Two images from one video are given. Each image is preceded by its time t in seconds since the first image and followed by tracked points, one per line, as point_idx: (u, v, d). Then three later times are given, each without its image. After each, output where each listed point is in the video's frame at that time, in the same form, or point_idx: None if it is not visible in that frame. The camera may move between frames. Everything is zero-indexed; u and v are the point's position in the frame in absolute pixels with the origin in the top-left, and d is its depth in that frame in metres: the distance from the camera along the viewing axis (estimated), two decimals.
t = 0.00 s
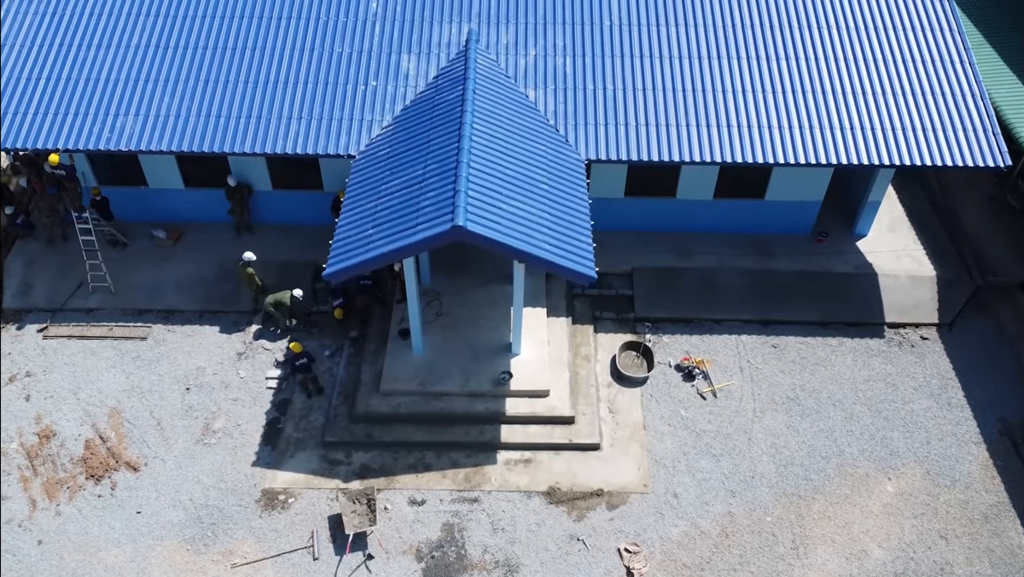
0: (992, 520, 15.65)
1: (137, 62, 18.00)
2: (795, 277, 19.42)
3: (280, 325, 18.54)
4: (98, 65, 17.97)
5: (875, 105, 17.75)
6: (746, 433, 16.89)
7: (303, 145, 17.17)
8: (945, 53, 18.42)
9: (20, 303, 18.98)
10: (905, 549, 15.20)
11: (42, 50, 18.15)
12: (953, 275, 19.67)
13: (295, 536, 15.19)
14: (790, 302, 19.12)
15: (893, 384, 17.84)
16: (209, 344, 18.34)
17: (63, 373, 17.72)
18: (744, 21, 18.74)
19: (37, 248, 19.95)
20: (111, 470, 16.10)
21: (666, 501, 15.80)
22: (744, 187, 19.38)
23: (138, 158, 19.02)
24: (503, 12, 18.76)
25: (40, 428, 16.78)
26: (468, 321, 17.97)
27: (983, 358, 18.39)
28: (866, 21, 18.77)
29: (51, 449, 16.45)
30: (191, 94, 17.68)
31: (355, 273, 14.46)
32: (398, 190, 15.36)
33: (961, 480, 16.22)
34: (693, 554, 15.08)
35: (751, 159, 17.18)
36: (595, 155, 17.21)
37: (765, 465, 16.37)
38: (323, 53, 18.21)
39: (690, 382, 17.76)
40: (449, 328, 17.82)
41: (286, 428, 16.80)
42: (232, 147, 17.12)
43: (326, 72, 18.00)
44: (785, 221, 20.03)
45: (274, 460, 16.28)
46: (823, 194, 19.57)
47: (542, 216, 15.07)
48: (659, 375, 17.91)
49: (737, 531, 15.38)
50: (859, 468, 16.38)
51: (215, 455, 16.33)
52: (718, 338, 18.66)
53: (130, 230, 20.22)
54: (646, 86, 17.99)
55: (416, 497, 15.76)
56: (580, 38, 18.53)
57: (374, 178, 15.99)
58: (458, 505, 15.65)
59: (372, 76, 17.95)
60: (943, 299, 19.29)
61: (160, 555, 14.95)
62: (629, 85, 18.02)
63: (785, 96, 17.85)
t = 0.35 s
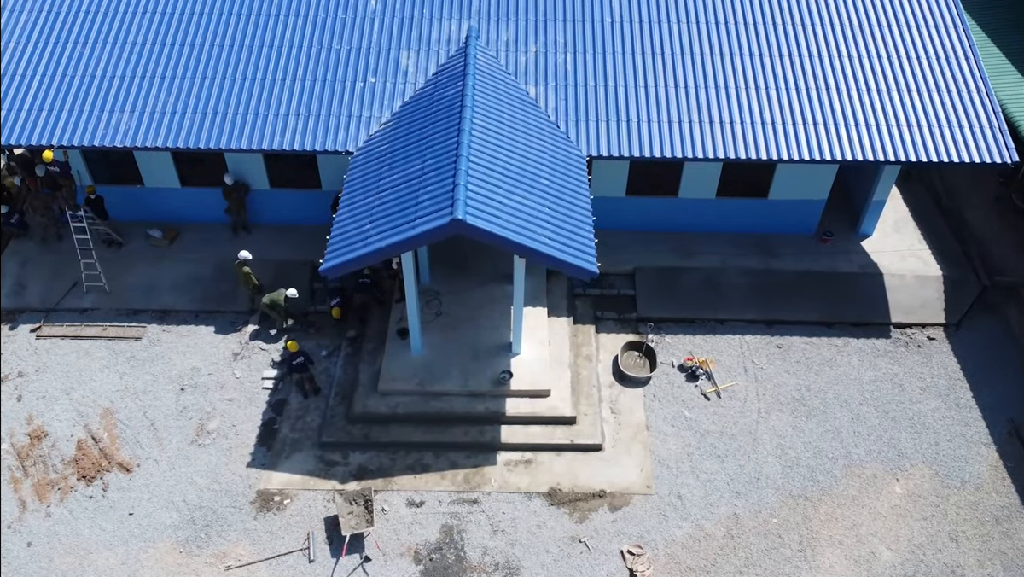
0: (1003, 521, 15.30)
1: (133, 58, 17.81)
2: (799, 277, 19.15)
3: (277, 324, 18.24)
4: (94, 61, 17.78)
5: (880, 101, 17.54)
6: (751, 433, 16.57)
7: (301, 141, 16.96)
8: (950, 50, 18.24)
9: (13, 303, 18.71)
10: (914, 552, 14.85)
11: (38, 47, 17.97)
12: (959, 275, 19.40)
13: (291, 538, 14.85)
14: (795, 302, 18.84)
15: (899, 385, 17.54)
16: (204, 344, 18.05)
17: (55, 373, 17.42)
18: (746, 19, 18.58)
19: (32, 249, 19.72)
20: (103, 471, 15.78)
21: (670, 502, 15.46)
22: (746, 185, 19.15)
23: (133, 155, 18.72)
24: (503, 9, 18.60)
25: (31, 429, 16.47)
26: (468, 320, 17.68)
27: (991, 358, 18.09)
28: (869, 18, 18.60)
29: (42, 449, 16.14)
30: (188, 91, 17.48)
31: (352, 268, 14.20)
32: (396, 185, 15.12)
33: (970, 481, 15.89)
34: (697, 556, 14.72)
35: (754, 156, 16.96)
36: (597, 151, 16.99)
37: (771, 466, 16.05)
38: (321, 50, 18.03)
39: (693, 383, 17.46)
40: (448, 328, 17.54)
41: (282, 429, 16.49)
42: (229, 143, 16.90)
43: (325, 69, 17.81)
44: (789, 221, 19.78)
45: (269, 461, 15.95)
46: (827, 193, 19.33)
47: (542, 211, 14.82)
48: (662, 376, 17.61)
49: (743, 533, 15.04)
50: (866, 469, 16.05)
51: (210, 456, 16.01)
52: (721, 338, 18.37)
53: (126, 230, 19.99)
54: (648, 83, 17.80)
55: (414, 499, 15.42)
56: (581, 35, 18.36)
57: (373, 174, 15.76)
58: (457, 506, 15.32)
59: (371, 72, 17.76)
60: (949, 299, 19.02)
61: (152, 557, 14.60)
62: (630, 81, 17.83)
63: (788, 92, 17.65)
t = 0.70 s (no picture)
0: (1015, 523, 14.93)
1: (129, 54, 17.62)
2: (804, 276, 18.86)
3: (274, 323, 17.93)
4: (89, 57, 17.58)
5: (885, 97, 17.32)
6: (757, 434, 16.23)
7: (298, 136, 16.72)
8: (955, 46, 18.04)
9: (5, 302, 18.42)
10: (925, 554, 14.47)
11: (33, 43, 17.78)
12: (966, 275, 19.09)
13: (285, 539, 14.47)
14: (799, 302, 18.54)
15: (907, 385, 17.21)
16: (199, 343, 17.74)
17: (47, 373, 17.10)
18: (748, 15, 18.40)
19: (25, 248, 19.47)
20: (94, 471, 15.43)
21: (674, 503, 15.09)
22: (750, 184, 18.91)
23: (128, 151, 18.49)
24: (503, 5, 18.41)
25: (21, 428, 16.12)
26: (467, 319, 17.38)
27: (1000, 358, 17.77)
28: (873, 15, 18.42)
29: (32, 449, 15.79)
30: (184, 86, 17.26)
31: (349, 261, 13.92)
32: (394, 178, 14.87)
33: (981, 482, 15.52)
34: (703, 558, 14.34)
35: (758, 151, 16.71)
36: (598, 147, 16.75)
37: (777, 467, 15.69)
38: (319, 46, 17.83)
39: (697, 382, 17.14)
40: (447, 327, 17.23)
41: (277, 429, 16.15)
42: (225, 138, 16.67)
43: (323, 65, 17.61)
44: (793, 220, 19.52)
45: (264, 461, 15.60)
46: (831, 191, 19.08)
47: (543, 204, 14.55)
48: (666, 376, 17.28)
49: (749, 535, 14.67)
50: (875, 470, 15.69)
51: (203, 456, 15.66)
52: (725, 338, 18.05)
53: (121, 229, 19.74)
54: (650, 78, 17.60)
55: (412, 500, 15.06)
56: (581, 31, 18.18)
57: (371, 168, 15.51)
58: (456, 507, 14.95)
59: (369, 68, 17.55)
60: (956, 298, 18.71)
61: (143, 559, 14.22)
62: (632, 77, 17.62)
63: (792, 88, 17.43)
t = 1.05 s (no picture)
0: None
1: (125, 50, 17.44)
2: (808, 275, 18.61)
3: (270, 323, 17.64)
4: (84, 53, 17.41)
5: (888, 93, 17.13)
6: (761, 434, 15.93)
7: (295, 132, 16.51)
8: (958, 42, 17.87)
9: None
10: (934, 555, 14.14)
11: (28, 39, 17.62)
12: (973, 274, 18.86)
13: (281, 540, 14.15)
14: (804, 301, 18.28)
15: (914, 384, 16.92)
16: (194, 342, 17.46)
17: (39, 372, 16.81)
18: (750, 12, 18.24)
19: (20, 248, 19.24)
20: (85, 471, 15.12)
21: (678, 503, 14.78)
22: (753, 182, 18.69)
23: (124, 148, 18.26)
24: (503, 1, 18.26)
25: (12, 428, 15.81)
26: (466, 318, 17.12)
27: (1008, 357, 17.49)
28: (876, 11, 18.26)
29: (23, 449, 15.48)
30: (180, 82, 17.07)
31: (346, 255, 13.68)
32: (392, 172, 14.64)
33: (991, 482, 15.21)
34: (707, 559, 14.02)
35: (760, 147, 16.50)
36: (599, 143, 16.54)
37: (782, 467, 15.38)
38: (317, 43, 17.66)
39: (700, 382, 16.85)
40: (446, 325, 16.96)
41: (273, 428, 15.85)
42: (221, 134, 16.46)
43: (321, 61, 17.42)
44: (797, 219, 19.29)
45: (259, 461, 15.30)
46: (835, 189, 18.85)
47: (544, 198, 14.32)
48: (668, 375, 16.99)
49: (755, 536, 14.34)
50: (882, 470, 15.38)
51: (197, 456, 15.36)
52: (729, 338, 17.78)
53: (116, 229, 19.50)
54: (651, 74, 17.41)
55: (410, 500, 14.75)
56: (582, 28, 18.01)
57: (369, 163, 15.29)
58: (455, 508, 14.64)
59: (368, 64, 17.38)
60: (962, 298, 18.46)
61: (134, 560, 13.89)
62: (633, 73, 17.43)
63: (795, 84, 17.25)
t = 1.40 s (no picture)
0: None
1: (122, 47, 17.26)
2: (813, 274, 18.33)
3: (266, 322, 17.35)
4: (80, 50, 17.23)
5: (893, 89, 16.91)
6: (767, 434, 15.59)
7: (292, 128, 16.29)
8: (963, 39, 17.68)
9: None
10: (946, 557, 13.77)
11: (24, 36, 17.45)
12: (980, 274, 18.58)
13: (275, 542, 13.79)
14: (809, 301, 17.99)
15: (922, 384, 16.60)
16: (189, 342, 17.16)
17: (31, 372, 16.50)
18: (752, 9, 18.09)
19: (14, 247, 18.99)
20: (76, 471, 14.78)
21: (682, 504, 14.42)
22: (756, 180, 18.46)
23: (119, 146, 18.04)
24: None
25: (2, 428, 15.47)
26: (465, 317, 16.82)
27: (1017, 357, 17.17)
28: (879, 8, 18.10)
29: (12, 449, 15.14)
30: (176, 78, 16.87)
31: (343, 248, 13.41)
32: (391, 166, 14.40)
33: (1003, 483, 14.86)
34: (713, 560, 13.65)
35: (764, 142, 16.27)
36: (601, 138, 16.32)
37: (789, 467, 15.04)
38: (316, 39, 17.49)
39: (704, 382, 16.54)
40: (445, 324, 16.67)
41: (268, 428, 15.52)
42: (217, 129, 16.23)
43: (319, 57, 17.24)
44: (801, 218, 19.04)
45: (254, 461, 14.96)
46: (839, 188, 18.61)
47: (545, 191, 14.07)
48: (672, 375, 16.68)
49: (762, 537, 13.98)
50: (891, 471, 15.04)
51: (190, 456, 15.02)
52: (733, 337, 17.47)
53: (111, 228, 19.25)
54: (653, 70, 17.23)
55: (407, 501, 14.39)
56: (583, 25, 17.86)
57: (367, 157, 15.05)
58: (454, 509, 14.28)
59: (367, 60, 17.20)
60: (970, 298, 18.16)
61: (125, 562, 13.53)
62: (634, 70, 17.24)
63: (798, 81, 17.05)
